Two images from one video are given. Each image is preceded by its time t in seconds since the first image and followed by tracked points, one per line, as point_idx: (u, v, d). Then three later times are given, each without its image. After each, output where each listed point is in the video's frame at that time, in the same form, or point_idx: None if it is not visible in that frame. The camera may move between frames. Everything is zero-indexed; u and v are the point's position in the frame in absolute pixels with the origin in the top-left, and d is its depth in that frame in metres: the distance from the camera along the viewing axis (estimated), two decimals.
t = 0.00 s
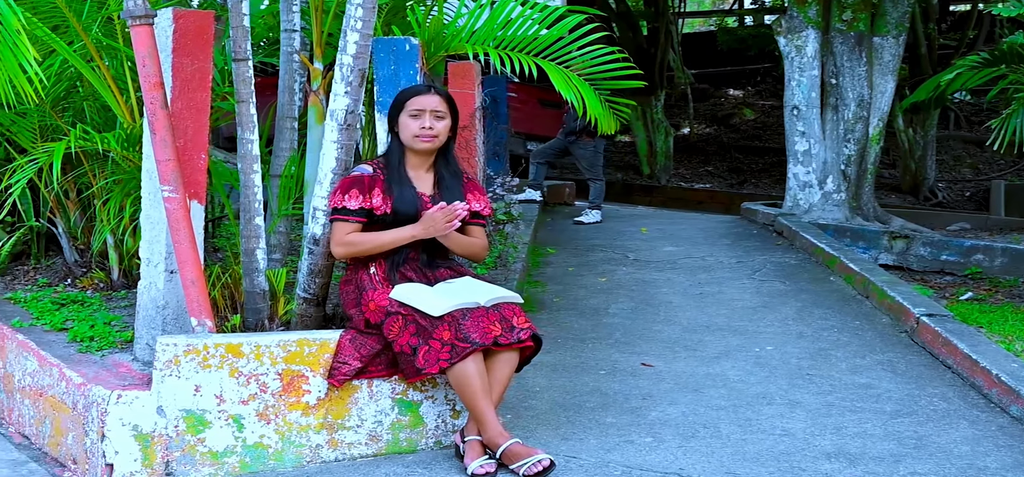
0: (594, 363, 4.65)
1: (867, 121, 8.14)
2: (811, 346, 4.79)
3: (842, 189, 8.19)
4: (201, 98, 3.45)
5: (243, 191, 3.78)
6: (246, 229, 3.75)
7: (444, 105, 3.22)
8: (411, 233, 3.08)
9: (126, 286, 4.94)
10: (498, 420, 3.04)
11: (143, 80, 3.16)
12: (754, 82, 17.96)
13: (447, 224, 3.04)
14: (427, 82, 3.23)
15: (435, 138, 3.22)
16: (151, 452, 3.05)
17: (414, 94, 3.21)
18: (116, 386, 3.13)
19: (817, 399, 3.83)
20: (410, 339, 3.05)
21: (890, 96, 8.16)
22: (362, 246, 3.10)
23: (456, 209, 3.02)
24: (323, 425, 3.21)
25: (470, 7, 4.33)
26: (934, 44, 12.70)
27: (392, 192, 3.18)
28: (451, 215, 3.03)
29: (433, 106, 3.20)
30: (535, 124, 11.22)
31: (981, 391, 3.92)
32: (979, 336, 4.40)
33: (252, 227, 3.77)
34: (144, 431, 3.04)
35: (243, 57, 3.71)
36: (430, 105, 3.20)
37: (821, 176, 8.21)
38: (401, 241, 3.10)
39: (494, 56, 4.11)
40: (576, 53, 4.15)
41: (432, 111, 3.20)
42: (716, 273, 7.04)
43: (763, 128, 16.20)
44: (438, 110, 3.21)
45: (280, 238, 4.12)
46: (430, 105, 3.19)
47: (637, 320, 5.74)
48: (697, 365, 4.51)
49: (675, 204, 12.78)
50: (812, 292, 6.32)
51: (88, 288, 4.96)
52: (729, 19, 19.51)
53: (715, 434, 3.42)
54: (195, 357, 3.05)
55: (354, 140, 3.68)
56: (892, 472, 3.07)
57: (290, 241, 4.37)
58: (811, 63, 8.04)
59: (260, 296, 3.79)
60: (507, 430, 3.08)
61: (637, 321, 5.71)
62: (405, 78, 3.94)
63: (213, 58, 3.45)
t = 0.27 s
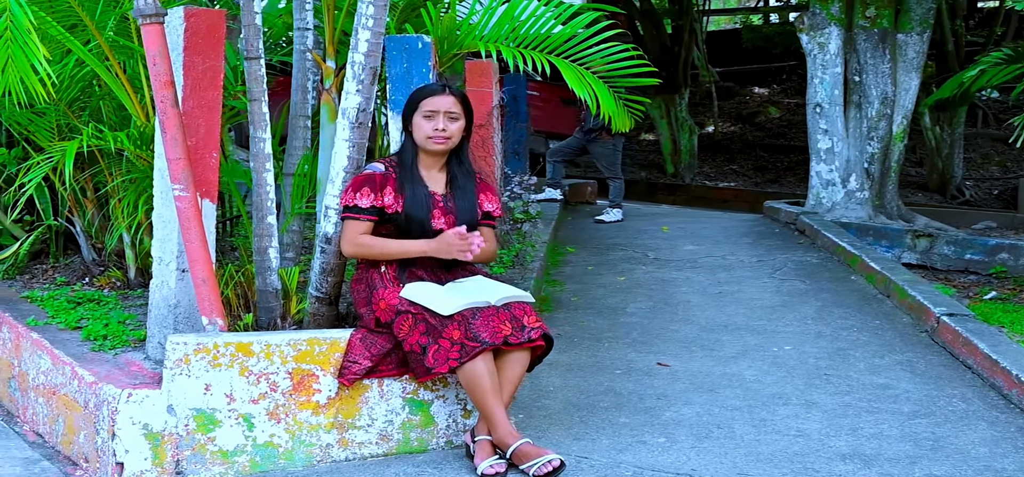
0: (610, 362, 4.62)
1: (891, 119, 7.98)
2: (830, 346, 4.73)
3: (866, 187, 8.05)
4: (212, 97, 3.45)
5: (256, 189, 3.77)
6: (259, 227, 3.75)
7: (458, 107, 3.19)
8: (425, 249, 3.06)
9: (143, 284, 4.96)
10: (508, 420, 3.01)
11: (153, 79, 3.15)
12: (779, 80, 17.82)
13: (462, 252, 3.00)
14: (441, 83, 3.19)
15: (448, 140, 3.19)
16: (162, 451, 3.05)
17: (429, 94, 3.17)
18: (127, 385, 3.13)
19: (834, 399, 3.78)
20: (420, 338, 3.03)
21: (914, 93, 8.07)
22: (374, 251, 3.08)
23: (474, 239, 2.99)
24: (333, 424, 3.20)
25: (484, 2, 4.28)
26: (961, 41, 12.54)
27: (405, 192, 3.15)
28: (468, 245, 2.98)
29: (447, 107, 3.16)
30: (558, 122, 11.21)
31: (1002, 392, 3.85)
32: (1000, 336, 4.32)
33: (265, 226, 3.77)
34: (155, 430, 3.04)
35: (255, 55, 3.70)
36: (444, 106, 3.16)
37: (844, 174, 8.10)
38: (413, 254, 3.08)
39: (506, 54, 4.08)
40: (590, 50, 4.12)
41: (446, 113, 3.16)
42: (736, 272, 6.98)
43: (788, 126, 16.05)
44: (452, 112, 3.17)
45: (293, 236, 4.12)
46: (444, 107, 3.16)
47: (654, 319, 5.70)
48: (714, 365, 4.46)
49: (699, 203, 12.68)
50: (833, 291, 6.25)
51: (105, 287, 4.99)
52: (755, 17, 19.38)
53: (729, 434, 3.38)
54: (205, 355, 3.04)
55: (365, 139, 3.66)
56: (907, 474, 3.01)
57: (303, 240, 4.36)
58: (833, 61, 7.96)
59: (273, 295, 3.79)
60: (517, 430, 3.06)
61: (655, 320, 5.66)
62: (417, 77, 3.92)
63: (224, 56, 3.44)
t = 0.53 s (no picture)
0: (625, 363, 4.58)
1: (916, 118, 7.86)
2: (848, 347, 4.67)
3: (890, 186, 7.94)
4: (223, 96, 3.45)
5: (268, 188, 3.77)
6: (271, 227, 3.75)
7: (460, 100, 3.18)
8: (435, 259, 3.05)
9: (159, 284, 4.99)
10: (517, 421, 2.98)
11: (163, 79, 3.16)
12: (806, 79, 17.68)
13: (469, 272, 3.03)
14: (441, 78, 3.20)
15: (453, 133, 3.18)
16: (170, 451, 3.05)
17: (430, 90, 3.17)
18: (137, 385, 3.14)
19: (849, 401, 3.72)
20: (429, 339, 3.00)
21: (940, 92, 7.92)
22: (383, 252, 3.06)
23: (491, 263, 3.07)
24: (342, 425, 3.18)
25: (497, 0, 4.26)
26: (990, 39, 12.36)
27: (413, 190, 3.12)
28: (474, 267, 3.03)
29: (449, 100, 3.16)
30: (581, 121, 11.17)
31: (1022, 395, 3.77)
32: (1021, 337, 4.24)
33: (277, 225, 3.76)
34: (163, 430, 3.04)
35: (266, 55, 3.70)
36: (446, 100, 3.16)
37: (868, 174, 7.99)
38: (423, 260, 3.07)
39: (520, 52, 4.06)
40: (600, 50, 4.07)
41: (448, 106, 3.16)
42: (757, 272, 6.91)
43: (815, 125, 15.91)
44: (454, 105, 3.17)
45: (306, 236, 4.12)
46: (446, 100, 3.16)
47: (671, 319, 5.65)
48: (729, 366, 4.41)
49: (724, 202, 12.59)
50: (853, 292, 6.17)
51: (122, 286, 5.01)
52: (782, 16, 19.24)
53: (741, 436, 3.33)
54: (214, 355, 3.04)
55: (377, 137, 3.65)
56: None
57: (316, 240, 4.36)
58: (857, 60, 7.84)
59: (284, 294, 3.78)
60: (526, 432, 3.03)
61: (672, 321, 5.62)
62: (429, 76, 3.91)
63: (235, 56, 3.44)
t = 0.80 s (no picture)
0: (644, 363, 4.53)
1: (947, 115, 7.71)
2: (872, 347, 4.59)
3: (920, 185, 7.81)
4: (236, 96, 3.45)
5: (283, 188, 3.77)
6: (286, 227, 3.75)
7: (462, 98, 3.16)
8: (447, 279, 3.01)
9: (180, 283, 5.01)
10: (529, 422, 2.95)
11: (176, 79, 3.16)
12: (840, 76, 17.47)
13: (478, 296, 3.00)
14: (443, 78, 3.17)
15: (456, 133, 3.15)
16: (183, 450, 3.06)
17: (432, 89, 3.15)
18: (151, 384, 3.15)
19: (870, 403, 3.65)
20: (441, 339, 2.98)
21: (972, 89, 7.73)
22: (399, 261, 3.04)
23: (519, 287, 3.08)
24: (355, 425, 3.17)
25: None
26: None
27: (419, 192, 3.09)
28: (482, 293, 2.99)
29: (451, 99, 3.14)
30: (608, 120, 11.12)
31: None
32: None
33: (292, 225, 3.77)
34: (176, 429, 3.05)
35: (281, 55, 3.69)
36: (448, 99, 3.14)
37: (898, 172, 7.84)
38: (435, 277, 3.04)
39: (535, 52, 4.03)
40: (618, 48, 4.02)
41: (450, 105, 3.14)
42: (783, 272, 6.82)
43: (850, 123, 15.72)
44: (457, 104, 3.15)
45: (323, 236, 4.13)
46: (448, 99, 3.13)
47: (694, 319, 5.58)
48: (751, 367, 4.34)
49: (758, 201, 12.47)
50: (880, 292, 6.07)
51: (145, 285, 5.04)
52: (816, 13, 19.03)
53: (757, 438, 3.28)
54: (226, 355, 3.04)
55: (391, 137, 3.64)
56: None
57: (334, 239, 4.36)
58: (887, 57, 7.71)
59: (300, 294, 3.79)
60: (538, 433, 2.99)
61: (694, 321, 5.56)
62: (444, 74, 3.88)
63: (249, 55, 3.44)
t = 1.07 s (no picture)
0: (664, 364, 4.48)
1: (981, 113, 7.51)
2: (896, 349, 4.50)
3: (953, 184, 7.64)
4: (251, 95, 3.45)
5: (298, 188, 3.76)
6: (302, 226, 3.75)
7: (472, 100, 3.13)
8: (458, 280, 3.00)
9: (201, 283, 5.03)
10: (540, 423, 2.92)
11: (189, 79, 3.16)
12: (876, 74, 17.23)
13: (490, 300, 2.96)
14: (453, 78, 3.14)
15: (465, 135, 3.13)
16: (195, 450, 3.06)
17: (441, 90, 3.12)
18: (164, 383, 3.15)
19: (891, 405, 3.58)
20: (452, 340, 2.96)
21: (1005, 86, 7.63)
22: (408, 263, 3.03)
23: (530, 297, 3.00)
24: (366, 425, 3.16)
25: None
26: None
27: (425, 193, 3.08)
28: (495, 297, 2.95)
29: (461, 102, 3.11)
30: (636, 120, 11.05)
31: None
32: None
33: (307, 225, 3.77)
34: (188, 429, 3.05)
35: (296, 54, 3.68)
36: (458, 101, 3.11)
37: (930, 171, 7.69)
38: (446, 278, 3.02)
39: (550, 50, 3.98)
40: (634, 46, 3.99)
41: (460, 108, 3.11)
42: (809, 272, 6.73)
43: (885, 122, 15.50)
44: (467, 107, 3.12)
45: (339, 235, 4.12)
46: (458, 102, 3.11)
47: (716, 320, 5.52)
48: (772, 368, 4.28)
49: (791, 201, 12.32)
50: (906, 292, 5.96)
51: (167, 285, 5.06)
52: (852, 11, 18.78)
53: (773, 441, 3.22)
54: (238, 355, 3.04)
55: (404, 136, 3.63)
56: None
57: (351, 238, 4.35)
58: (919, 54, 7.60)
59: (315, 294, 3.78)
60: (550, 434, 2.96)
61: (717, 321, 5.49)
62: (459, 73, 3.86)
63: (263, 55, 3.44)
